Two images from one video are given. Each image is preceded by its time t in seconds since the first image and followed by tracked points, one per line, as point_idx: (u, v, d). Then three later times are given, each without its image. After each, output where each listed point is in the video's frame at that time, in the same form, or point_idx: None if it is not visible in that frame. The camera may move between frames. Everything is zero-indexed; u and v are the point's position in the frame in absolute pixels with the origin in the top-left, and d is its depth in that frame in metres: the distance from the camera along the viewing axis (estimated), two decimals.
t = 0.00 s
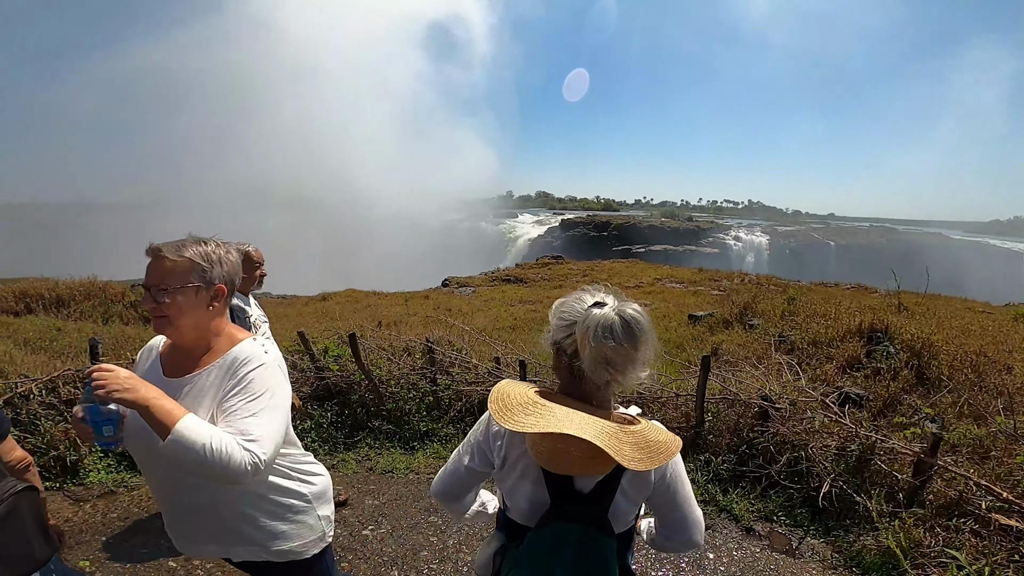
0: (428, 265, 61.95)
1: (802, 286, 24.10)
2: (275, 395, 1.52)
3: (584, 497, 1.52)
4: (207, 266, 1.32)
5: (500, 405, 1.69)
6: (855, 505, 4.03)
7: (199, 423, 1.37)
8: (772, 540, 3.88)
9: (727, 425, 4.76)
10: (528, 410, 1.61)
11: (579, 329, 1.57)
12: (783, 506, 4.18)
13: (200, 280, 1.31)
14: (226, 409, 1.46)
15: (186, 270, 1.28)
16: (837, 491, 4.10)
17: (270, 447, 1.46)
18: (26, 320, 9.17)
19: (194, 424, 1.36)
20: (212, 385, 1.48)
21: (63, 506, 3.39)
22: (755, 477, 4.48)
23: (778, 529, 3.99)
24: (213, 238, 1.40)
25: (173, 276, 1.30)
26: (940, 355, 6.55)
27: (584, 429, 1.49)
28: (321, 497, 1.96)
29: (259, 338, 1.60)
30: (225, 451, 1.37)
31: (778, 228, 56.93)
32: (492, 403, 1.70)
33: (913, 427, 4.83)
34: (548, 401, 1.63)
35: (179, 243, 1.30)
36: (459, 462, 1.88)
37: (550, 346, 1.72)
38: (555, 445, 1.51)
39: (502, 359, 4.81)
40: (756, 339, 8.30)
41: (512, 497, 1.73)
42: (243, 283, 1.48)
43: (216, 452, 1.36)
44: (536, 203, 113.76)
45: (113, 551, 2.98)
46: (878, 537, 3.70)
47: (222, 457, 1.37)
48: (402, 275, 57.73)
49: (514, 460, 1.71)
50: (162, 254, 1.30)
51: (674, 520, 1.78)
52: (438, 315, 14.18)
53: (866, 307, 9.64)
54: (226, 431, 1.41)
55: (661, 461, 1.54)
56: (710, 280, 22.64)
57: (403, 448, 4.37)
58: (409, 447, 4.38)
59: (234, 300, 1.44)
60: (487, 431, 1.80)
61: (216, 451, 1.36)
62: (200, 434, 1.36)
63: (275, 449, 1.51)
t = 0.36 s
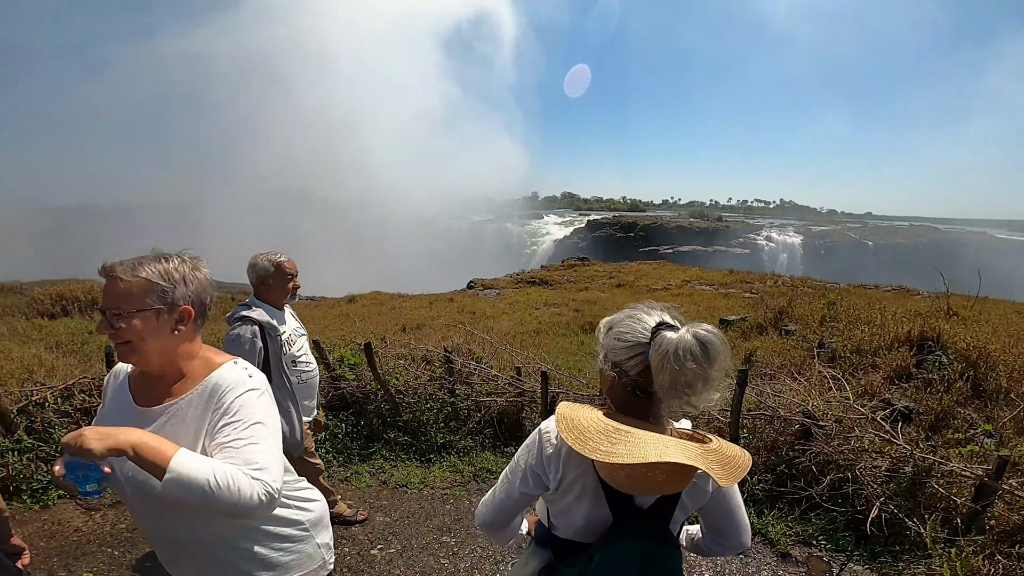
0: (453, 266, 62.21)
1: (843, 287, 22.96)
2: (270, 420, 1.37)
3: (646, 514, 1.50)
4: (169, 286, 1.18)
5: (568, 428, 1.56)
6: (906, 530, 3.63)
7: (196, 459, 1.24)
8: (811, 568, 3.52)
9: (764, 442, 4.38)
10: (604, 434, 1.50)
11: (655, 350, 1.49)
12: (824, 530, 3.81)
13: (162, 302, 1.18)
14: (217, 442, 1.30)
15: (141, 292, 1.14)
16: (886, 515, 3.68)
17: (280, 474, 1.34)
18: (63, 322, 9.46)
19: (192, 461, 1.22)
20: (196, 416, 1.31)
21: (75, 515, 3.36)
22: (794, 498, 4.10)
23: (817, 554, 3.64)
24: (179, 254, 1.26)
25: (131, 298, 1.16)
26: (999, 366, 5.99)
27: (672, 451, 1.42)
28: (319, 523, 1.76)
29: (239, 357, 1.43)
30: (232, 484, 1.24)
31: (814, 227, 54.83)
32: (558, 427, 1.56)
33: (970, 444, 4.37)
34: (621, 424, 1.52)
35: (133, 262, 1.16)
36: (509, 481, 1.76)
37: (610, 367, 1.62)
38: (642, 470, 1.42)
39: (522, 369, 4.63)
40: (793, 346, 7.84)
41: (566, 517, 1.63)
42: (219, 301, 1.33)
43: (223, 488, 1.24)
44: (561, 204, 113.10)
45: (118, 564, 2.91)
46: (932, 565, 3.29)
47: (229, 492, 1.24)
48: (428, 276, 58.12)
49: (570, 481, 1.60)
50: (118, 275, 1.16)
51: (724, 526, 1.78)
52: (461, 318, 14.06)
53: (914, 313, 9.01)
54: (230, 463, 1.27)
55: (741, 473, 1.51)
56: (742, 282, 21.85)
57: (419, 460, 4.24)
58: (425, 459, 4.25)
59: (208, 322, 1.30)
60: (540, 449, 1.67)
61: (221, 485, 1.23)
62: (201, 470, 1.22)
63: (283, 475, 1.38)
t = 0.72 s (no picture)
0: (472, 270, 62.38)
1: (874, 296, 22.06)
2: (248, 440, 1.24)
3: (693, 514, 1.48)
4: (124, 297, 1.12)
5: (634, 427, 1.50)
6: (939, 559, 3.09)
7: (166, 482, 1.10)
8: None
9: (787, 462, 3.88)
10: (674, 430, 1.47)
11: (717, 354, 1.47)
12: (848, 557, 3.34)
13: (116, 313, 1.11)
14: (191, 464, 1.17)
15: (91, 301, 1.08)
16: (917, 543, 3.14)
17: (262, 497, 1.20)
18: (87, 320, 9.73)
19: (162, 485, 1.09)
20: (165, 435, 1.19)
21: (72, 517, 3.34)
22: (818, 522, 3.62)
23: None
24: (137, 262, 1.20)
25: (82, 310, 1.10)
26: None
27: (748, 441, 1.42)
28: (300, 545, 1.61)
29: (211, 374, 1.31)
30: (208, 508, 1.11)
31: (841, 235, 53.34)
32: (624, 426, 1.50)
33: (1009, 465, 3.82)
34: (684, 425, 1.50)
35: (84, 269, 1.10)
36: (550, 487, 1.66)
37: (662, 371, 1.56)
38: (719, 463, 1.39)
39: (533, 379, 4.49)
40: (819, 358, 7.50)
41: (609, 522, 1.57)
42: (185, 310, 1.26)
43: (199, 514, 1.10)
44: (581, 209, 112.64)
45: (108, 569, 2.85)
46: None
47: (204, 518, 1.10)
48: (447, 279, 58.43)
49: (617, 485, 1.54)
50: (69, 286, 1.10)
51: (769, 527, 1.66)
52: (476, 323, 13.98)
53: (951, 326, 8.54)
54: (205, 485, 1.14)
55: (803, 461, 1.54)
56: (765, 291, 21.28)
57: (423, 470, 4.15)
58: (430, 469, 4.15)
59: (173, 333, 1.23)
60: (582, 453, 1.60)
61: (196, 510, 1.09)
62: (171, 494, 1.09)
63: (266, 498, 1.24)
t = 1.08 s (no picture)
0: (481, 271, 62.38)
1: (889, 299, 21.62)
2: (215, 458, 1.25)
3: (681, 528, 1.41)
4: (84, 310, 1.20)
5: (610, 438, 1.46)
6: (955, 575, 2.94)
7: (130, 499, 1.12)
8: None
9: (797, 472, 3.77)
10: (650, 444, 1.42)
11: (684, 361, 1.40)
12: (859, 572, 3.22)
13: (76, 327, 1.19)
14: (157, 480, 1.19)
15: (50, 313, 1.16)
16: (930, 558, 3.01)
17: (230, 515, 1.21)
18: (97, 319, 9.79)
19: (125, 501, 1.11)
20: (134, 450, 1.22)
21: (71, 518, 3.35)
22: (829, 535, 3.50)
23: None
24: (101, 273, 1.28)
25: (43, 323, 1.18)
26: None
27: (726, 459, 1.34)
28: (279, 561, 1.60)
29: (181, 390, 1.33)
30: (171, 527, 1.12)
31: (855, 237, 52.55)
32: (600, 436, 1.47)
33: None
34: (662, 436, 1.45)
35: (46, 284, 1.18)
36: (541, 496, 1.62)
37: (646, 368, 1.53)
38: (693, 480, 1.33)
39: (536, 384, 4.42)
40: (832, 363, 7.34)
41: (596, 534, 1.51)
42: (149, 320, 1.33)
43: (162, 532, 1.11)
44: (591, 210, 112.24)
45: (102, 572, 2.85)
46: None
47: (168, 535, 1.12)
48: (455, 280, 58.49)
49: (605, 497, 1.48)
50: (30, 299, 1.18)
51: (764, 544, 1.56)
52: (483, 324, 13.90)
53: (970, 331, 8.31)
54: (171, 503, 1.15)
55: (794, 483, 1.42)
56: (776, 293, 21.01)
57: (424, 475, 4.11)
58: (431, 475, 4.11)
59: (138, 343, 1.30)
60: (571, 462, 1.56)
61: (159, 528, 1.11)
62: (134, 511, 1.10)
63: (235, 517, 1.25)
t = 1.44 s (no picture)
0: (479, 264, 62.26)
1: (887, 292, 21.64)
2: (195, 462, 1.19)
3: (680, 531, 1.35)
4: (60, 308, 1.15)
5: (603, 428, 1.46)
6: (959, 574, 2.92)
7: (104, 510, 1.08)
8: None
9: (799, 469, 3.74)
10: (639, 436, 1.39)
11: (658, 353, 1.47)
12: (861, 570, 3.19)
13: (52, 327, 1.14)
14: (134, 487, 1.14)
15: (24, 315, 1.11)
16: (934, 556, 2.98)
17: (212, 522, 1.14)
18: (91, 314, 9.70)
19: (98, 512, 1.07)
20: (109, 457, 1.18)
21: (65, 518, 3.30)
22: (832, 532, 3.48)
23: None
24: (74, 270, 1.22)
25: (16, 324, 1.12)
26: None
27: (716, 458, 1.28)
28: (271, 569, 1.55)
29: (160, 392, 1.28)
30: (146, 537, 1.06)
31: (853, 230, 52.67)
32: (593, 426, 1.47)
33: None
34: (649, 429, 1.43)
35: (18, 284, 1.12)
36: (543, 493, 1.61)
37: (643, 364, 1.60)
38: (682, 478, 1.27)
39: (536, 379, 4.38)
40: (832, 358, 7.33)
41: (596, 530, 1.47)
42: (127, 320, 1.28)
43: (138, 542, 1.06)
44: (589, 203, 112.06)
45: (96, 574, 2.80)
46: None
47: (143, 546, 1.06)
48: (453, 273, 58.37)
49: (604, 492, 1.45)
50: (0, 299, 1.12)
51: (766, 553, 1.50)
52: (481, 318, 13.85)
53: (969, 325, 8.31)
54: (148, 512, 1.10)
55: (791, 492, 1.35)
56: (774, 286, 21.03)
57: (422, 472, 4.07)
58: (430, 472, 4.07)
59: (115, 343, 1.25)
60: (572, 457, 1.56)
61: (133, 538, 1.06)
62: (108, 521, 1.06)
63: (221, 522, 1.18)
